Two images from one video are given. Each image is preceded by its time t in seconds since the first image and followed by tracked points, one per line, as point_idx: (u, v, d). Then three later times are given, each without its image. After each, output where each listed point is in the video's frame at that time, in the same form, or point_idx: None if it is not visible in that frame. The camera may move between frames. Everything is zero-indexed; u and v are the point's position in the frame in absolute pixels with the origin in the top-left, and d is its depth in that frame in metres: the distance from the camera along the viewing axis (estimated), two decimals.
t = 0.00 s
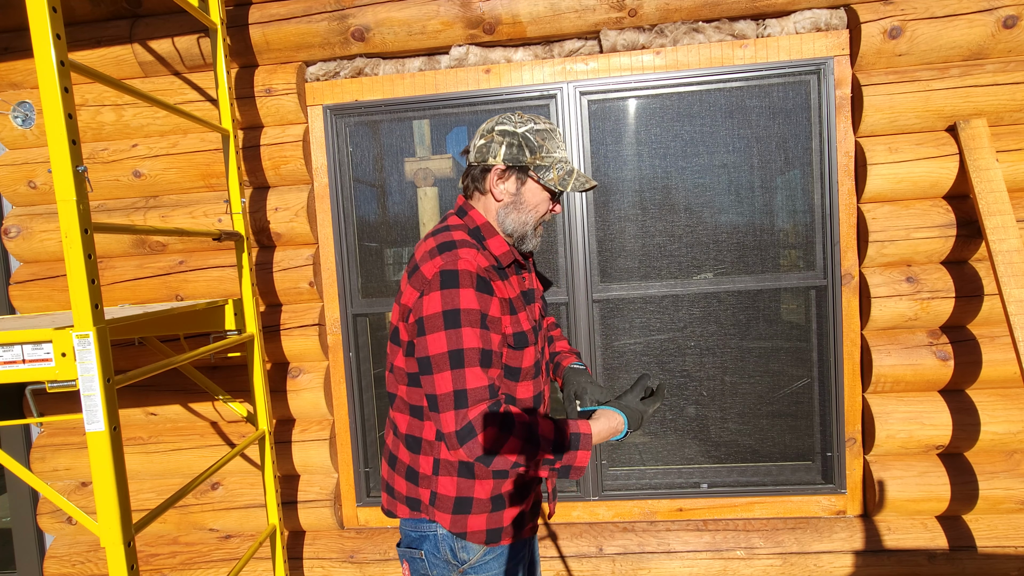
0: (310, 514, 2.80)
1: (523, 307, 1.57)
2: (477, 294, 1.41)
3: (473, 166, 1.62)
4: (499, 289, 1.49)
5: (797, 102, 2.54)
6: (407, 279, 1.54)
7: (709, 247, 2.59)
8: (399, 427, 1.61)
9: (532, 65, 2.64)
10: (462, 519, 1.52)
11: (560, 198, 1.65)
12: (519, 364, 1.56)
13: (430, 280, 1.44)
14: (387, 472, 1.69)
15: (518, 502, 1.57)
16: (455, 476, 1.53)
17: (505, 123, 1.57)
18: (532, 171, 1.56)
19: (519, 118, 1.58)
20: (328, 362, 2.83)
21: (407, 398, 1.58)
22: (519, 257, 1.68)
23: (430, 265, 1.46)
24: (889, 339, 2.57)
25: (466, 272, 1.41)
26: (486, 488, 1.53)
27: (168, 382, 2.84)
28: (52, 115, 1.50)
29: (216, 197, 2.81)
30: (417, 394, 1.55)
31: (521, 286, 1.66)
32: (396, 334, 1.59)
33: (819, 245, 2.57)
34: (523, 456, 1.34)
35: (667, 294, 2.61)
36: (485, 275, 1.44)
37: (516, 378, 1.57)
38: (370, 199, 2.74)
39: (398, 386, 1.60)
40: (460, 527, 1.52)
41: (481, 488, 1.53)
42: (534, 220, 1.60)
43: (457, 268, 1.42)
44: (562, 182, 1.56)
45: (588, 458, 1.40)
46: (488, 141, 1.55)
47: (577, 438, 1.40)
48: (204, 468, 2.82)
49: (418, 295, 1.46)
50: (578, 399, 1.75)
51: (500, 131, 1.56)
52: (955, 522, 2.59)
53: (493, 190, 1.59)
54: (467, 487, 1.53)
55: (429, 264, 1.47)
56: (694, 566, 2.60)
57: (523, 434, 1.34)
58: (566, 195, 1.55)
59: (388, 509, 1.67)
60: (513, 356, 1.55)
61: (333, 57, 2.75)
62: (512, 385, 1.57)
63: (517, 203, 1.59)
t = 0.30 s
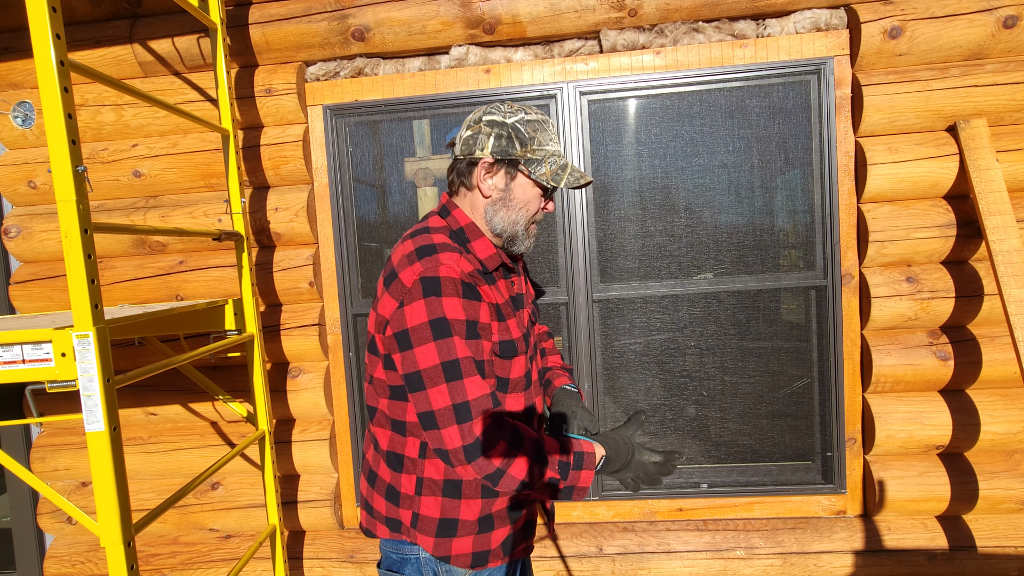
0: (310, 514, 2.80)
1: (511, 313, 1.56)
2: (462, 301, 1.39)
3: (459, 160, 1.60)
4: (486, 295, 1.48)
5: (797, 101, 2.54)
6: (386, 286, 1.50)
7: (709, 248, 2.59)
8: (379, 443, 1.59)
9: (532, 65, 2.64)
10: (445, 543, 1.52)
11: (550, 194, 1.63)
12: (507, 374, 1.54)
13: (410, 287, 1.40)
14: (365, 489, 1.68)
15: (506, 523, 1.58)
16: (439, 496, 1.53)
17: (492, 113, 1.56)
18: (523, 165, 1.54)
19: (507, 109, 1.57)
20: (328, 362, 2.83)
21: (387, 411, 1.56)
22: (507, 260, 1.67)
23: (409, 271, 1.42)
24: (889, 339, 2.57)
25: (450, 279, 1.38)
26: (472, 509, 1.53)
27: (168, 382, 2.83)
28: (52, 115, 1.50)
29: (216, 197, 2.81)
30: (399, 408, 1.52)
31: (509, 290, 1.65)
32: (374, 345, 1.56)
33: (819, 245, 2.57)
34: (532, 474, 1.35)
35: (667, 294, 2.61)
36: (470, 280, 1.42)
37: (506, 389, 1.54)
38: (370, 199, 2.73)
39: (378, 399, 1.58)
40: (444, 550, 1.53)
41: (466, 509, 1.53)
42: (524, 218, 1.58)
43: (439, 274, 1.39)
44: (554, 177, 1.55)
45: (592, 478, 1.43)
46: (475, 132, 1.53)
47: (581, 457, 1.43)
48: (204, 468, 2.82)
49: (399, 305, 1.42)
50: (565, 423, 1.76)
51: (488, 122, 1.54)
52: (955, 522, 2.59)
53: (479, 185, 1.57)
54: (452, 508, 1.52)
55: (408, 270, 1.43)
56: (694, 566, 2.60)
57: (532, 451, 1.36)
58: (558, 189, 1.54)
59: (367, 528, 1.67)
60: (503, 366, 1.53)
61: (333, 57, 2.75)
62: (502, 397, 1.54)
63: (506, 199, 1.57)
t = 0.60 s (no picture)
0: (310, 514, 2.80)
1: (512, 317, 1.56)
2: (460, 303, 1.37)
3: (455, 155, 1.59)
4: (484, 295, 1.46)
5: (798, 101, 2.54)
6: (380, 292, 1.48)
7: (709, 248, 2.59)
8: (374, 459, 1.56)
9: (532, 65, 2.64)
10: (445, 565, 1.50)
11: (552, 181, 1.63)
12: (509, 382, 1.52)
13: (404, 289, 1.38)
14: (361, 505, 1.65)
15: (507, 542, 1.57)
16: (438, 517, 1.50)
17: (487, 103, 1.55)
18: (524, 154, 1.54)
19: (502, 98, 1.56)
20: (328, 362, 2.83)
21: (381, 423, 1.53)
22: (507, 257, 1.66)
23: (403, 275, 1.41)
24: (889, 339, 2.57)
25: (444, 279, 1.36)
26: (473, 529, 1.51)
27: (168, 382, 2.83)
28: (52, 116, 1.50)
29: (216, 197, 2.81)
30: (393, 423, 1.49)
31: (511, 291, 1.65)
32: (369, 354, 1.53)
33: (819, 245, 2.57)
34: (533, 493, 1.34)
35: (667, 294, 2.61)
36: (466, 281, 1.40)
37: (508, 398, 1.52)
38: (370, 199, 2.73)
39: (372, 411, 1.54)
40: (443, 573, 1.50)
41: (467, 529, 1.51)
42: (528, 209, 1.58)
43: (435, 274, 1.37)
44: (557, 163, 1.54)
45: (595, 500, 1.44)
46: (470, 125, 1.53)
47: (582, 479, 1.44)
48: (203, 468, 2.82)
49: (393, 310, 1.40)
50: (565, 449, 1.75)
51: (483, 112, 1.54)
52: (955, 522, 2.59)
53: (481, 179, 1.56)
54: (452, 529, 1.50)
55: (403, 272, 1.41)
56: (694, 566, 2.60)
57: (534, 469, 1.35)
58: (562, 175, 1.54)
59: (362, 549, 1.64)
60: (505, 373, 1.51)
61: (333, 57, 2.75)
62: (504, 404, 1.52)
63: (509, 191, 1.57)
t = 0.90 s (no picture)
0: (310, 514, 2.80)
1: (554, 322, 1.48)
2: (505, 313, 1.27)
3: (501, 152, 1.50)
4: (530, 306, 1.35)
5: (797, 101, 2.54)
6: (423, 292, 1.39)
7: (709, 248, 2.59)
8: (415, 469, 1.49)
9: (533, 65, 2.64)
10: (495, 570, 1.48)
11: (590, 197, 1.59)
12: (550, 389, 1.43)
13: (448, 294, 1.29)
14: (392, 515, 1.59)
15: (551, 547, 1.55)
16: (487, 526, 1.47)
17: (544, 108, 1.48)
18: (571, 165, 1.48)
19: (558, 106, 1.49)
20: (328, 362, 2.83)
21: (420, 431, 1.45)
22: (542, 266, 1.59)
23: (449, 277, 1.31)
24: (890, 339, 2.57)
25: (491, 288, 1.27)
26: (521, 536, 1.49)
27: (168, 382, 2.83)
28: (52, 116, 1.50)
29: (216, 197, 2.81)
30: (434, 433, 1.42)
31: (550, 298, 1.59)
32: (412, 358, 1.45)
33: (819, 245, 2.57)
34: (540, 531, 1.22)
35: (667, 294, 2.61)
36: (514, 290, 1.30)
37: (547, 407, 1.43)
38: (370, 199, 2.73)
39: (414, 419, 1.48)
40: None
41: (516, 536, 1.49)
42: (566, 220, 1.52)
43: (483, 281, 1.28)
44: (600, 180, 1.50)
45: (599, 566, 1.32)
46: (523, 126, 1.46)
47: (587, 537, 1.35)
48: (203, 468, 2.82)
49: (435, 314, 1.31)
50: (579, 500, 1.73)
51: (538, 117, 1.47)
52: (955, 522, 2.59)
53: (524, 182, 1.48)
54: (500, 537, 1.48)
55: (447, 275, 1.32)
56: (694, 566, 2.60)
57: (546, 506, 1.24)
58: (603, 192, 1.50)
59: (393, 561, 1.58)
60: (545, 381, 1.42)
61: (333, 57, 2.75)
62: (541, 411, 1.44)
63: (550, 199, 1.50)
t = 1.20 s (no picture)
0: (311, 514, 2.80)
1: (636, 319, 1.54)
2: (613, 310, 1.32)
3: (568, 172, 1.60)
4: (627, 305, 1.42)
5: (797, 101, 2.54)
6: (524, 298, 1.40)
7: (709, 248, 2.59)
8: (512, 470, 1.50)
9: (532, 65, 2.64)
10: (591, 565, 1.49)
11: (654, 196, 1.67)
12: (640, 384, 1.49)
13: (560, 300, 1.31)
14: (484, 521, 1.57)
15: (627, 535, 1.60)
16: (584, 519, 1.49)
17: (603, 124, 1.56)
18: (635, 171, 1.56)
19: (615, 120, 1.58)
20: (328, 362, 2.83)
21: (522, 433, 1.45)
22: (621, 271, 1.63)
23: (557, 283, 1.34)
24: (890, 339, 2.57)
25: (601, 289, 1.31)
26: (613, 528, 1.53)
27: (167, 382, 2.83)
28: (52, 116, 1.50)
29: (216, 197, 2.81)
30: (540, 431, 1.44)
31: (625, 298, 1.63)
32: (510, 363, 1.45)
33: (819, 245, 2.57)
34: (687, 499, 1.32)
35: (667, 294, 2.61)
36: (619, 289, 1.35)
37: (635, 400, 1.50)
38: (370, 199, 2.73)
39: (509, 422, 1.46)
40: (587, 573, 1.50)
41: (608, 529, 1.51)
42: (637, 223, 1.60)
43: (591, 284, 1.32)
44: (664, 180, 1.57)
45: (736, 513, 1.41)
46: (587, 143, 1.54)
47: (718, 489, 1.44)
48: (203, 468, 2.82)
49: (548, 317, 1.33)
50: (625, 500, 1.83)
51: (599, 132, 1.55)
52: (955, 522, 2.59)
53: (596, 193, 1.55)
54: (596, 532, 1.49)
55: (555, 281, 1.34)
56: (694, 566, 2.60)
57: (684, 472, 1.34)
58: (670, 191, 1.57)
59: (487, 565, 1.56)
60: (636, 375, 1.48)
61: (333, 57, 2.75)
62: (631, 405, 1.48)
63: (621, 206, 1.58)
